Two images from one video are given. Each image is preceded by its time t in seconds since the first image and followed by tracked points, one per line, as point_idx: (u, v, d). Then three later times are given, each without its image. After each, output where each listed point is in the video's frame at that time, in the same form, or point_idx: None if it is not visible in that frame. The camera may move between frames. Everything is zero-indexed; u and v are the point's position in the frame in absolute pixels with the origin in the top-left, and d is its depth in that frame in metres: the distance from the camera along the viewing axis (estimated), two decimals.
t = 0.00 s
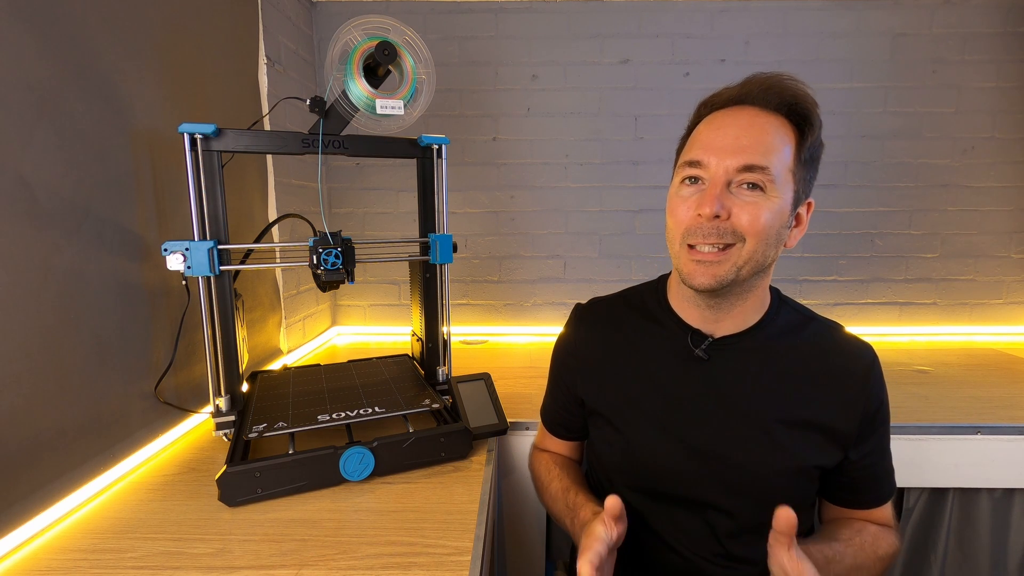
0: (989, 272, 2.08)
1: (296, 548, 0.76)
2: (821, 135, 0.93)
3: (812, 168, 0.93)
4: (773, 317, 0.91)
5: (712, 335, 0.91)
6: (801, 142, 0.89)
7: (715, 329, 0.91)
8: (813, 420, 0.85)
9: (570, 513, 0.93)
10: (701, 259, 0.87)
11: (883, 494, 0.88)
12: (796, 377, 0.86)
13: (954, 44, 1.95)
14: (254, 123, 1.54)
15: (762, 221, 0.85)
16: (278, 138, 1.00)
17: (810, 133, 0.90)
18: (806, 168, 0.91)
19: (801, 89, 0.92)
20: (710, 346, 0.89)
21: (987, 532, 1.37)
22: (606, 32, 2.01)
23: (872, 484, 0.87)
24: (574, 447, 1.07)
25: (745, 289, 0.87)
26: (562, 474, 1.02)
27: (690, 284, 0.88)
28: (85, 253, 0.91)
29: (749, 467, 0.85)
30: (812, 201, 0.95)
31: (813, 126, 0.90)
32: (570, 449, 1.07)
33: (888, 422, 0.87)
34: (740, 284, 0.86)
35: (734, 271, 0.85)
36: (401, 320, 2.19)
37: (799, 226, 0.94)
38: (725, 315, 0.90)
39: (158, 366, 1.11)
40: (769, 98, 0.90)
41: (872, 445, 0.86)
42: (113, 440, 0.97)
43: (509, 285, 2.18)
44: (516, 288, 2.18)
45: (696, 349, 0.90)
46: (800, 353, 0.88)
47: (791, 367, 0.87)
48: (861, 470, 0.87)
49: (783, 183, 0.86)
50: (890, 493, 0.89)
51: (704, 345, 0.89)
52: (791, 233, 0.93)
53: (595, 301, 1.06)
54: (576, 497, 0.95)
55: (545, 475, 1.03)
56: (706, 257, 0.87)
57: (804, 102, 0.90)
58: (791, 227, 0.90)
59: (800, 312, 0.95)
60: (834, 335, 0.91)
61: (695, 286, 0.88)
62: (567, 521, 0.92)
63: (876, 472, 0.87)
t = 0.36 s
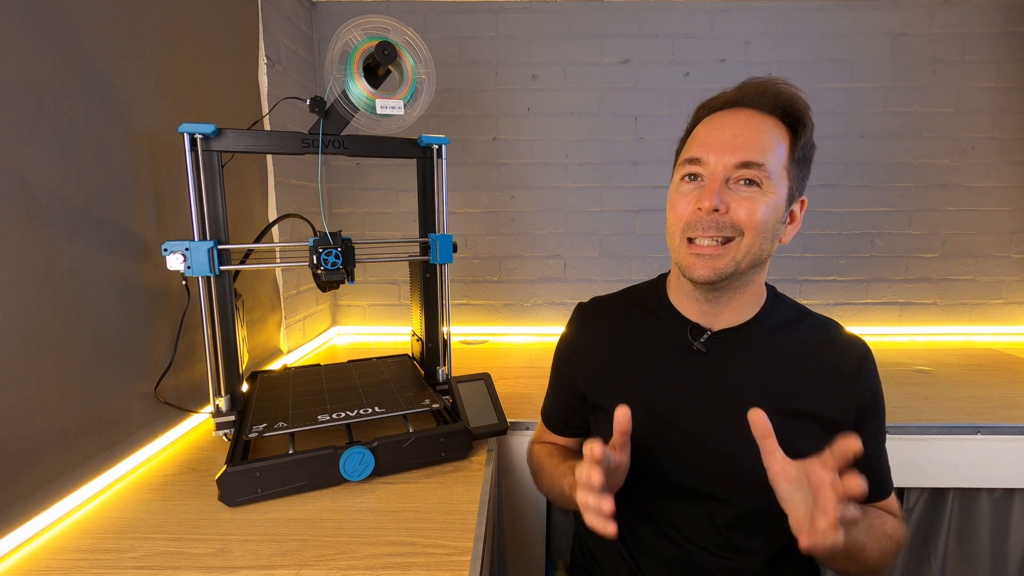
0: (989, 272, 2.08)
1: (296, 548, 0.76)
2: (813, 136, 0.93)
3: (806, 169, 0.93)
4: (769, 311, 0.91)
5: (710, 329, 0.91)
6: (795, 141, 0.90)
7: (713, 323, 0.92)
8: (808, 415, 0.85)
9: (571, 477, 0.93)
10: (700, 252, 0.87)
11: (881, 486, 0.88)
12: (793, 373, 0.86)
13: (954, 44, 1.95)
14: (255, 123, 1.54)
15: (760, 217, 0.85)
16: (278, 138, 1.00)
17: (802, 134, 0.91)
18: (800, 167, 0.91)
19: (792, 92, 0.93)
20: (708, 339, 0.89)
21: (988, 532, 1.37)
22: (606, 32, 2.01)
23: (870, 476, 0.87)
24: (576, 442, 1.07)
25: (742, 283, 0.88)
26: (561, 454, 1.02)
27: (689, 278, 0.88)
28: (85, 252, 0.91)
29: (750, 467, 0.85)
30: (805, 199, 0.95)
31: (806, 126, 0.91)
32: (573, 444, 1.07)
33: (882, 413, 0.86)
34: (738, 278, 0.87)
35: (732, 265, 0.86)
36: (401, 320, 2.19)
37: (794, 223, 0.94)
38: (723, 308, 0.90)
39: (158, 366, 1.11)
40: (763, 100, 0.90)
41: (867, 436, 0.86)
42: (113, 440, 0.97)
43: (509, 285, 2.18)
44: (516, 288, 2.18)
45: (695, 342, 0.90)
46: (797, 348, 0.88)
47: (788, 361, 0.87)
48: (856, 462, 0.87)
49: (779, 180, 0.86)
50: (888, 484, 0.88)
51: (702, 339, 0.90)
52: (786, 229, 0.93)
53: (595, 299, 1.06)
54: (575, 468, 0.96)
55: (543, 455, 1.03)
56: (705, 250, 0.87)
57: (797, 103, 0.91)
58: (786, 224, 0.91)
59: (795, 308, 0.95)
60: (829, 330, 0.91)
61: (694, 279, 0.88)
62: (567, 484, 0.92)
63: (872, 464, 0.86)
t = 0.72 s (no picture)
0: (989, 272, 2.08)
1: (296, 548, 0.76)
2: (800, 126, 0.92)
3: (799, 158, 0.93)
4: (774, 310, 0.91)
5: (716, 327, 0.91)
6: (782, 132, 0.90)
7: (719, 321, 0.91)
8: (811, 415, 0.85)
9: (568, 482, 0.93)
10: (701, 249, 0.87)
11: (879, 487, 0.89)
12: (796, 373, 0.86)
13: (954, 44, 1.95)
14: (255, 123, 1.54)
15: (756, 206, 0.85)
16: (278, 138, 1.00)
17: (788, 125, 0.90)
18: (792, 156, 0.91)
19: (774, 87, 0.93)
20: (713, 338, 0.89)
21: (987, 532, 1.37)
22: (606, 32, 2.01)
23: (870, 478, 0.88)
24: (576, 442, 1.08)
25: (746, 274, 0.88)
26: (560, 458, 1.02)
27: (693, 274, 0.88)
28: (85, 252, 0.91)
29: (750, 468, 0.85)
30: (802, 189, 0.95)
31: (791, 118, 0.90)
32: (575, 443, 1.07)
33: (885, 415, 0.87)
34: (742, 268, 0.87)
35: (734, 256, 0.86)
36: (401, 320, 2.19)
37: (792, 213, 0.94)
38: (729, 304, 0.90)
39: (158, 366, 1.11)
40: (744, 96, 0.92)
41: (868, 438, 0.87)
42: (113, 440, 0.97)
43: (509, 285, 2.18)
44: (516, 288, 2.18)
45: (700, 341, 0.90)
46: (801, 348, 0.88)
47: (793, 361, 0.87)
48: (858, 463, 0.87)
49: (769, 168, 0.87)
50: (886, 485, 0.89)
51: (708, 338, 0.90)
52: (785, 219, 0.92)
53: (599, 297, 1.06)
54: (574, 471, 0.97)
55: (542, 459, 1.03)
56: (706, 245, 0.87)
57: (780, 96, 0.91)
58: (784, 212, 0.90)
59: (799, 308, 0.94)
60: (834, 330, 0.91)
61: (699, 275, 0.88)
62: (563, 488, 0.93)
63: (873, 466, 0.87)
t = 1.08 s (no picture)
0: (989, 272, 2.08)
1: (296, 548, 0.76)
2: (790, 115, 0.91)
3: (793, 147, 0.92)
4: (786, 311, 0.90)
5: (725, 329, 0.91)
6: (770, 123, 0.89)
7: (728, 322, 0.92)
8: (820, 418, 0.84)
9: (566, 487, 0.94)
10: (698, 252, 0.88)
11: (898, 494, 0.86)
12: (805, 375, 0.86)
13: (954, 44, 1.95)
14: (254, 123, 1.54)
15: (750, 202, 0.85)
16: (278, 138, 1.00)
17: (775, 115, 0.90)
18: (786, 146, 0.90)
19: (758, 82, 0.94)
20: (722, 340, 0.89)
21: (987, 531, 1.37)
22: (606, 32, 2.01)
23: (885, 482, 0.86)
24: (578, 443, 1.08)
25: (748, 271, 0.87)
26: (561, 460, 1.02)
27: (694, 276, 0.89)
28: (85, 252, 0.91)
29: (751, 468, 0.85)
30: (802, 177, 0.94)
31: (778, 108, 0.90)
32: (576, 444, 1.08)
33: (903, 420, 0.85)
34: (742, 265, 0.86)
35: (733, 254, 0.86)
36: (401, 320, 2.19)
37: (794, 203, 0.93)
38: (737, 304, 0.90)
39: (158, 366, 1.11)
40: (728, 94, 0.92)
41: (884, 443, 0.85)
42: (113, 440, 0.97)
43: (509, 285, 2.18)
44: (516, 288, 2.18)
45: (709, 343, 0.90)
46: (811, 350, 0.87)
47: (802, 363, 0.86)
48: (872, 467, 0.86)
49: (759, 161, 0.86)
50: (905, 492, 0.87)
51: (716, 339, 0.89)
52: (788, 210, 0.92)
53: (610, 297, 1.07)
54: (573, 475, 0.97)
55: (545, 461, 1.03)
56: (703, 246, 0.88)
57: (762, 88, 0.91)
58: (783, 203, 0.90)
59: (812, 308, 0.94)
60: (848, 333, 0.89)
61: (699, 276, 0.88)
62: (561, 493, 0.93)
63: (888, 470, 0.85)
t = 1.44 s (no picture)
0: (989, 272, 2.08)
1: (296, 548, 0.76)
2: (802, 118, 0.91)
3: (803, 152, 0.92)
4: (787, 314, 0.91)
5: (725, 334, 0.91)
6: (782, 128, 0.88)
7: (728, 328, 0.92)
8: (820, 419, 0.84)
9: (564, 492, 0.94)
10: (701, 261, 0.87)
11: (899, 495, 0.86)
12: (805, 376, 0.86)
13: (954, 44, 1.95)
14: (254, 123, 1.54)
15: (755, 213, 0.84)
16: (278, 138, 1.00)
17: (788, 119, 0.89)
18: (795, 153, 0.89)
19: (773, 81, 0.92)
20: (723, 345, 0.89)
21: (987, 531, 1.37)
22: (606, 32, 2.01)
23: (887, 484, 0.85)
24: (578, 445, 1.08)
25: (750, 282, 0.87)
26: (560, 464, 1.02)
27: (695, 285, 0.89)
28: (85, 253, 0.91)
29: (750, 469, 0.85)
30: (810, 186, 0.94)
31: (791, 112, 0.89)
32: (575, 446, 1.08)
33: (903, 420, 0.85)
34: (745, 276, 0.86)
35: (736, 265, 0.85)
36: (401, 320, 2.19)
37: (799, 212, 0.93)
38: (737, 312, 0.90)
39: (158, 366, 1.11)
40: (741, 95, 0.91)
41: (885, 444, 0.84)
42: (113, 440, 0.97)
43: (509, 285, 2.18)
44: (516, 288, 2.18)
45: (709, 348, 0.90)
46: (811, 353, 0.87)
47: (801, 365, 0.87)
48: (874, 469, 0.85)
49: (768, 170, 0.85)
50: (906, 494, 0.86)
51: (717, 345, 0.89)
52: (792, 220, 0.92)
53: (610, 298, 1.08)
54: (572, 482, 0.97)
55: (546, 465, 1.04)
56: (706, 255, 0.87)
57: (776, 91, 0.90)
58: (788, 213, 0.89)
59: (813, 311, 0.94)
60: (847, 335, 0.90)
61: (701, 285, 0.88)
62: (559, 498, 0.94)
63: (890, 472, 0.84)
